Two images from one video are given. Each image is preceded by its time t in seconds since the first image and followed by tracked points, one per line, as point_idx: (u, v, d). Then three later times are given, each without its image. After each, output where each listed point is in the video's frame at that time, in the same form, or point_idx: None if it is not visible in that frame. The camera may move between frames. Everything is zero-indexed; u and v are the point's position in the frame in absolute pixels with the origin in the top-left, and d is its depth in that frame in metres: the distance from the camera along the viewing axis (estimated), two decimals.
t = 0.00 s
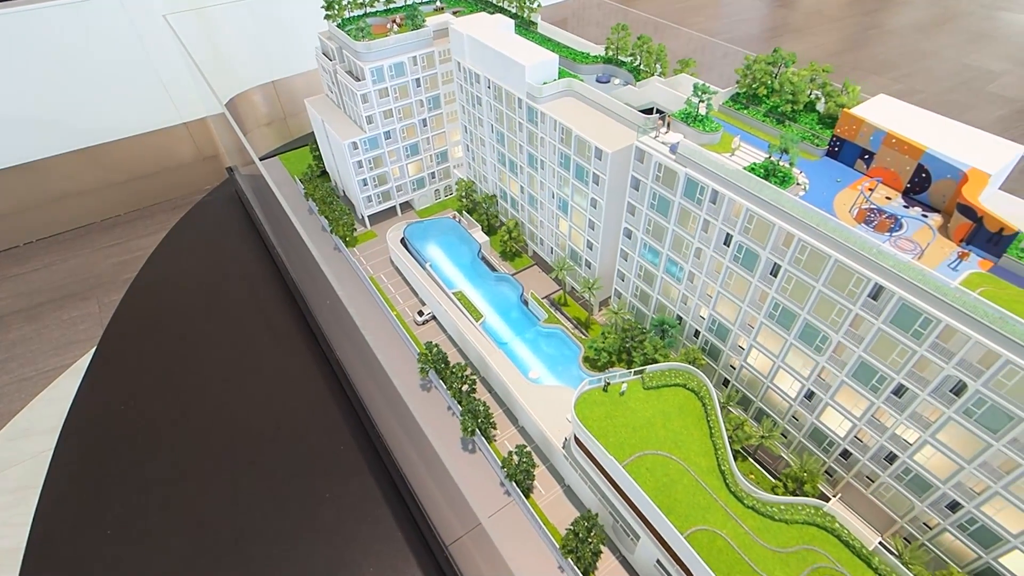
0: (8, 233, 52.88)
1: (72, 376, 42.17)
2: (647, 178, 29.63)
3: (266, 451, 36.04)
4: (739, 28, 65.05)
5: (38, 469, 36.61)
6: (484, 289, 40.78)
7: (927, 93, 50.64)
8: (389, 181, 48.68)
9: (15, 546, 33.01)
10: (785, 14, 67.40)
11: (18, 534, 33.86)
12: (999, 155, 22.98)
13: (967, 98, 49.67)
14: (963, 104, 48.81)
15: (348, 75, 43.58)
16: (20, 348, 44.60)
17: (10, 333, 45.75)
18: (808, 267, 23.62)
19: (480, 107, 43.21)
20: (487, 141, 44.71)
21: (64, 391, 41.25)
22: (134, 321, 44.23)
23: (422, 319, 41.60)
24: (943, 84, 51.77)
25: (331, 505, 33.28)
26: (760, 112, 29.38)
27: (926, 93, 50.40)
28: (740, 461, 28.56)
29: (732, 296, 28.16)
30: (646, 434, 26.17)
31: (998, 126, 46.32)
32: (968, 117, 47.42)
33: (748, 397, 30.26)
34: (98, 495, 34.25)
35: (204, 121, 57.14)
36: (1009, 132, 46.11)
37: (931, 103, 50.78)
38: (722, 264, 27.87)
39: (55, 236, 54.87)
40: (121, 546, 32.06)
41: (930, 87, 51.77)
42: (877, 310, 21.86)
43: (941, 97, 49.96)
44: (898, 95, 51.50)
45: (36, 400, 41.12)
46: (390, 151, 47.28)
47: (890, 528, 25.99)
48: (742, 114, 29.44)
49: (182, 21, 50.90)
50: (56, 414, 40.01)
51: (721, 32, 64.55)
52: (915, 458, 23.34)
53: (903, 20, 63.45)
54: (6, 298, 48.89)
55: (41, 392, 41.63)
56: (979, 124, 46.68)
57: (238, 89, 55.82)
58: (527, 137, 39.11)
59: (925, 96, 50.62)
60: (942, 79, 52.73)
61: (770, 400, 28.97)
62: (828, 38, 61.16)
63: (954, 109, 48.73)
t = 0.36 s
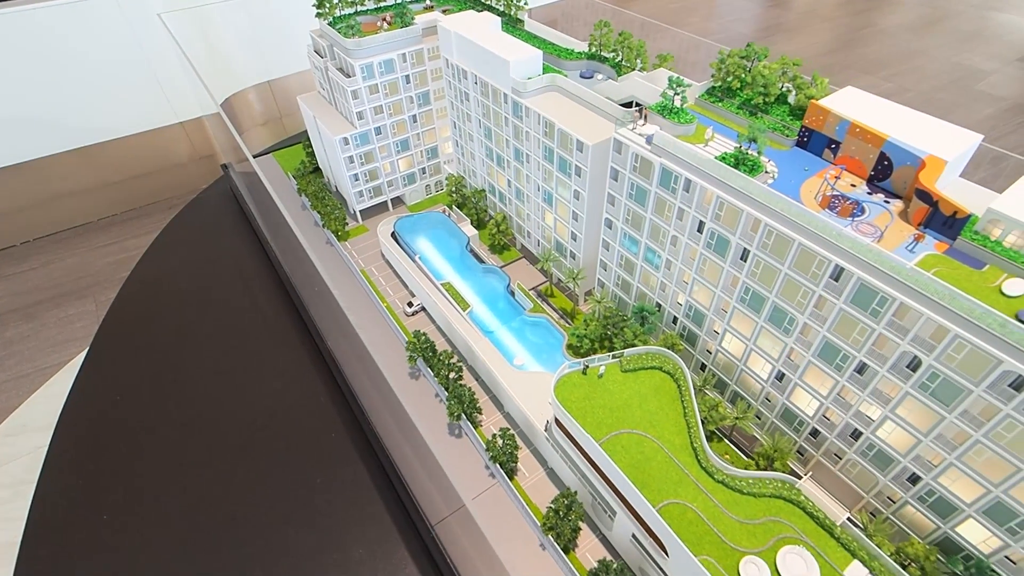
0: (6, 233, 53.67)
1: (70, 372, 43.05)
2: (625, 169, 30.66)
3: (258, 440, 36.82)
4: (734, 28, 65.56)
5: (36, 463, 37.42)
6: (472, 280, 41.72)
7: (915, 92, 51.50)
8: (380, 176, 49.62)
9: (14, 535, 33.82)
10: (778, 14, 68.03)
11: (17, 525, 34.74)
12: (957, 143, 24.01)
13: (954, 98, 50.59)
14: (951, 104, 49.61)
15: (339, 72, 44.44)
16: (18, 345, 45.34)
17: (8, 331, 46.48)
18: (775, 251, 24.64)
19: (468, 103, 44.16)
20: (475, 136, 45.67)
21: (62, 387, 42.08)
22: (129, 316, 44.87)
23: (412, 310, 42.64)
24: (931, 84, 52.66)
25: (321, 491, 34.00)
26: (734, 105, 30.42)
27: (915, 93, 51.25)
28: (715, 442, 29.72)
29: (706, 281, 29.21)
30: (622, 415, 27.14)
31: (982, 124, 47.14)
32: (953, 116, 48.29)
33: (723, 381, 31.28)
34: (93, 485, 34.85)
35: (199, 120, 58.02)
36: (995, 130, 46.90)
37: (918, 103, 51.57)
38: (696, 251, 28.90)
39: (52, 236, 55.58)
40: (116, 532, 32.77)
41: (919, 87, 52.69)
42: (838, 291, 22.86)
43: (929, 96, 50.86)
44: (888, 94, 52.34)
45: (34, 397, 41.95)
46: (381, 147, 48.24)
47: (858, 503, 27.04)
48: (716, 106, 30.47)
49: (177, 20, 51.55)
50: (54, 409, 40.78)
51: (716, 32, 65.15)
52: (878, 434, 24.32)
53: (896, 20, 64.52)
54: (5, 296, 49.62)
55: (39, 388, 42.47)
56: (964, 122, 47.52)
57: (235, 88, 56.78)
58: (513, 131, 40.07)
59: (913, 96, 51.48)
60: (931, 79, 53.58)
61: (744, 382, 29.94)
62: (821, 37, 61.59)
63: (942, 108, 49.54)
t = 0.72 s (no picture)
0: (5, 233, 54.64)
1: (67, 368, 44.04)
2: (601, 160, 31.76)
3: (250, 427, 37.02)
4: (730, 24, 63.38)
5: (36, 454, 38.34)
6: (458, 272, 42.76)
7: (909, 86, 49.28)
8: (370, 171, 50.59)
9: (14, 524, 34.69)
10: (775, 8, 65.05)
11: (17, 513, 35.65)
12: (913, 132, 25.08)
13: (949, 91, 48.22)
14: (945, 97, 47.40)
15: (329, 70, 45.38)
16: (17, 343, 46.24)
17: (6, 329, 47.38)
18: (739, 237, 25.74)
19: (455, 99, 45.08)
20: (462, 132, 46.61)
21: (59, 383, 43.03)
22: (123, 309, 45.47)
23: (400, 301, 43.72)
24: (926, 77, 50.29)
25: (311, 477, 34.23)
26: (706, 98, 31.43)
27: (909, 86, 49.38)
28: (689, 424, 30.78)
29: (679, 268, 30.36)
30: (596, 397, 28.20)
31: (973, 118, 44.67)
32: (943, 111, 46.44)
33: (698, 364, 32.34)
34: (89, 473, 35.57)
35: (195, 120, 59.05)
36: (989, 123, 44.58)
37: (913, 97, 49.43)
38: (668, 238, 30.05)
39: (48, 235, 56.34)
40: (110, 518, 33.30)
41: (913, 80, 50.51)
42: (797, 273, 23.94)
43: (923, 90, 48.60)
44: (881, 88, 50.70)
45: (32, 393, 42.94)
46: (371, 142, 49.21)
47: (824, 480, 28.13)
48: (689, 99, 31.50)
49: (171, 20, 52.69)
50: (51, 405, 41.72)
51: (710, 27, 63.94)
52: (839, 411, 25.33)
53: (892, 13, 60.91)
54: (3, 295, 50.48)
55: (37, 385, 43.49)
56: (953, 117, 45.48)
57: (229, 87, 58.15)
58: (498, 126, 41.06)
59: (908, 89, 49.54)
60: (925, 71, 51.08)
61: (717, 366, 30.97)
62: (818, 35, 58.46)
63: (935, 101, 47.54)
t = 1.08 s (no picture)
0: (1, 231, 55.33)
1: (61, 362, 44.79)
2: (578, 150, 32.79)
3: (239, 413, 37.35)
4: (727, 24, 64.26)
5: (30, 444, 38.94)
6: (445, 262, 43.70)
7: (903, 85, 49.52)
8: (359, 165, 51.59)
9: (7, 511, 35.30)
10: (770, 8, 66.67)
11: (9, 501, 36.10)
12: (873, 119, 26.11)
13: (942, 90, 48.38)
14: (938, 96, 47.53)
15: (318, 65, 46.42)
16: (12, 339, 46.97)
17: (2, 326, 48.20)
18: (706, 220, 26.85)
19: (441, 93, 46.00)
20: (449, 126, 47.49)
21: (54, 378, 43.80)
22: (117, 301, 45.71)
23: (388, 291, 44.69)
24: (920, 77, 50.46)
25: (298, 461, 34.50)
26: (680, 89, 32.44)
27: (902, 86, 49.39)
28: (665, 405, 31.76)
29: (652, 253, 31.44)
30: (572, 378, 29.27)
31: (967, 117, 44.95)
32: (936, 110, 46.33)
33: (674, 348, 33.32)
34: (80, 459, 35.94)
35: (190, 119, 59.80)
36: (982, 121, 44.55)
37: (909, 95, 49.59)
38: (642, 225, 31.13)
39: (43, 234, 56.85)
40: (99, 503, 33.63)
41: (907, 80, 50.55)
42: (760, 254, 25.01)
43: (916, 89, 48.83)
44: (874, 88, 50.71)
45: (28, 388, 43.75)
46: (360, 137, 50.17)
47: (792, 457, 29.11)
48: (663, 91, 32.51)
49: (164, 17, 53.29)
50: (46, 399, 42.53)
51: (706, 28, 64.13)
52: (803, 387, 26.36)
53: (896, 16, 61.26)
54: None
55: (33, 380, 44.32)
56: (946, 116, 45.67)
57: (223, 88, 59.34)
58: (482, 120, 42.03)
59: (901, 89, 49.58)
60: (918, 71, 51.43)
61: (691, 348, 32.00)
62: (812, 32, 60.18)
63: (928, 101, 47.52)
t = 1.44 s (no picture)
0: None
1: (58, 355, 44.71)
2: (558, 138, 33.83)
3: (232, 399, 38.08)
4: (720, 27, 63.90)
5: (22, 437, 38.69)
6: (432, 251, 44.60)
7: (892, 88, 50.05)
8: (349, 159, 52.48)
9: None
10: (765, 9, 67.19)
11: (2, 490, 36.19)
12: (839, 105, 27.13)
13: (932, 93, 49.12)
14: (927, 99, 48.27)
15: (307, 60, 47.37)
16: (5, 334, 46.61)
17: None
18: (678, 203, 27.99)
19: (428, 87, 46.91)
20: (437, 120, 48.34)
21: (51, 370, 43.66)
22: (113, 295, 46.28)
23: (377, 280, 45.59)
24: (909, 79, 51.21)
25: (289, 444, 35.33)
26: (657, 80, 33.44)
27: (892, 88, 49.85)
28: (643, 385, 32.74)
29: (630, 237, 32.48)
30: (551, 357, 30.28)
31: (956, 118, 45.66)
32: (927, 112, 47.07)
33: (652, 331, 34.28)
34: (72, 446, 36.19)
35: (185, 118, 60.26)
36: (970, 124, 45.23)
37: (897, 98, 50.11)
38: (620, 210, 32.15)
39: (38, 232, 56.67)
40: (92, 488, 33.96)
41: (895, 83, 51.16)
42: (728, 234, 26.17)
43: (906, 91, 49.44)
44: (863, 89, 51.15)
45: (25, 382, 43.53)
46: (350, 131, 51.06)
47: (764, 433, 29.98)
48: (640, 81, 33.54)
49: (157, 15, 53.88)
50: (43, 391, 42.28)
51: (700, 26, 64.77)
52: (772, 363, 27.31)
53: (890, 18, 62.01)
54: None
55: (30, 373, 44.12)
56: (936, 117, 46.29)
57: (218, 89, 60.03)
58: (468, 112, 42.95)
59: (891, 91, 50.14)
60: (908, 74, 52.18)
61: (668, 330, 32.98)
62: (806, 36, 60.13)
63: (918, 103, 48.15)
